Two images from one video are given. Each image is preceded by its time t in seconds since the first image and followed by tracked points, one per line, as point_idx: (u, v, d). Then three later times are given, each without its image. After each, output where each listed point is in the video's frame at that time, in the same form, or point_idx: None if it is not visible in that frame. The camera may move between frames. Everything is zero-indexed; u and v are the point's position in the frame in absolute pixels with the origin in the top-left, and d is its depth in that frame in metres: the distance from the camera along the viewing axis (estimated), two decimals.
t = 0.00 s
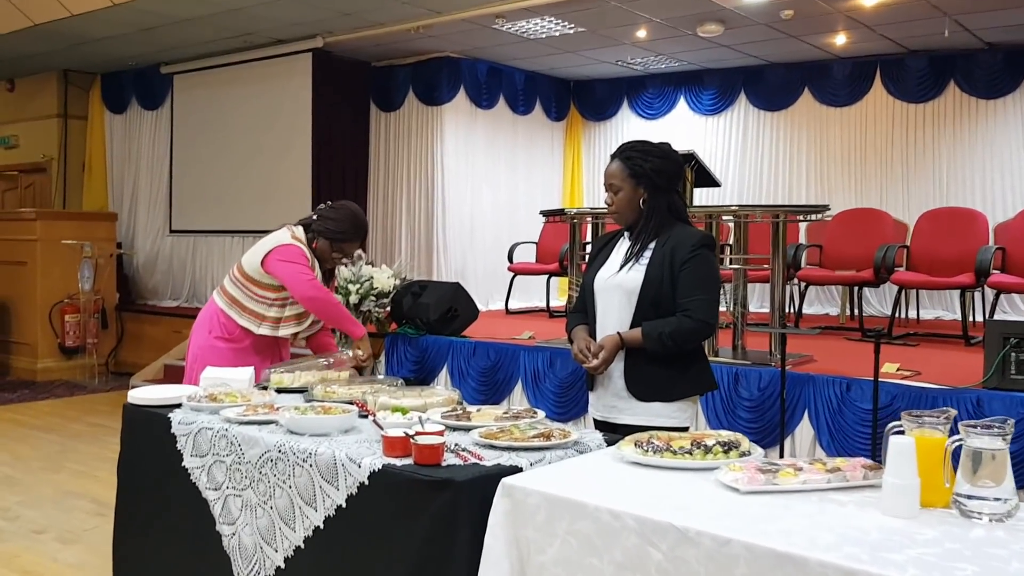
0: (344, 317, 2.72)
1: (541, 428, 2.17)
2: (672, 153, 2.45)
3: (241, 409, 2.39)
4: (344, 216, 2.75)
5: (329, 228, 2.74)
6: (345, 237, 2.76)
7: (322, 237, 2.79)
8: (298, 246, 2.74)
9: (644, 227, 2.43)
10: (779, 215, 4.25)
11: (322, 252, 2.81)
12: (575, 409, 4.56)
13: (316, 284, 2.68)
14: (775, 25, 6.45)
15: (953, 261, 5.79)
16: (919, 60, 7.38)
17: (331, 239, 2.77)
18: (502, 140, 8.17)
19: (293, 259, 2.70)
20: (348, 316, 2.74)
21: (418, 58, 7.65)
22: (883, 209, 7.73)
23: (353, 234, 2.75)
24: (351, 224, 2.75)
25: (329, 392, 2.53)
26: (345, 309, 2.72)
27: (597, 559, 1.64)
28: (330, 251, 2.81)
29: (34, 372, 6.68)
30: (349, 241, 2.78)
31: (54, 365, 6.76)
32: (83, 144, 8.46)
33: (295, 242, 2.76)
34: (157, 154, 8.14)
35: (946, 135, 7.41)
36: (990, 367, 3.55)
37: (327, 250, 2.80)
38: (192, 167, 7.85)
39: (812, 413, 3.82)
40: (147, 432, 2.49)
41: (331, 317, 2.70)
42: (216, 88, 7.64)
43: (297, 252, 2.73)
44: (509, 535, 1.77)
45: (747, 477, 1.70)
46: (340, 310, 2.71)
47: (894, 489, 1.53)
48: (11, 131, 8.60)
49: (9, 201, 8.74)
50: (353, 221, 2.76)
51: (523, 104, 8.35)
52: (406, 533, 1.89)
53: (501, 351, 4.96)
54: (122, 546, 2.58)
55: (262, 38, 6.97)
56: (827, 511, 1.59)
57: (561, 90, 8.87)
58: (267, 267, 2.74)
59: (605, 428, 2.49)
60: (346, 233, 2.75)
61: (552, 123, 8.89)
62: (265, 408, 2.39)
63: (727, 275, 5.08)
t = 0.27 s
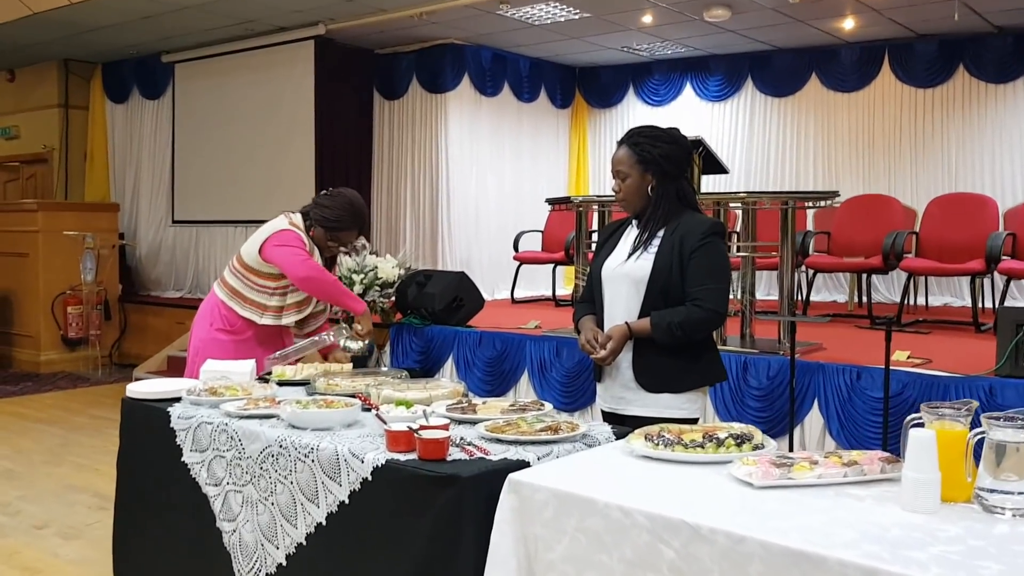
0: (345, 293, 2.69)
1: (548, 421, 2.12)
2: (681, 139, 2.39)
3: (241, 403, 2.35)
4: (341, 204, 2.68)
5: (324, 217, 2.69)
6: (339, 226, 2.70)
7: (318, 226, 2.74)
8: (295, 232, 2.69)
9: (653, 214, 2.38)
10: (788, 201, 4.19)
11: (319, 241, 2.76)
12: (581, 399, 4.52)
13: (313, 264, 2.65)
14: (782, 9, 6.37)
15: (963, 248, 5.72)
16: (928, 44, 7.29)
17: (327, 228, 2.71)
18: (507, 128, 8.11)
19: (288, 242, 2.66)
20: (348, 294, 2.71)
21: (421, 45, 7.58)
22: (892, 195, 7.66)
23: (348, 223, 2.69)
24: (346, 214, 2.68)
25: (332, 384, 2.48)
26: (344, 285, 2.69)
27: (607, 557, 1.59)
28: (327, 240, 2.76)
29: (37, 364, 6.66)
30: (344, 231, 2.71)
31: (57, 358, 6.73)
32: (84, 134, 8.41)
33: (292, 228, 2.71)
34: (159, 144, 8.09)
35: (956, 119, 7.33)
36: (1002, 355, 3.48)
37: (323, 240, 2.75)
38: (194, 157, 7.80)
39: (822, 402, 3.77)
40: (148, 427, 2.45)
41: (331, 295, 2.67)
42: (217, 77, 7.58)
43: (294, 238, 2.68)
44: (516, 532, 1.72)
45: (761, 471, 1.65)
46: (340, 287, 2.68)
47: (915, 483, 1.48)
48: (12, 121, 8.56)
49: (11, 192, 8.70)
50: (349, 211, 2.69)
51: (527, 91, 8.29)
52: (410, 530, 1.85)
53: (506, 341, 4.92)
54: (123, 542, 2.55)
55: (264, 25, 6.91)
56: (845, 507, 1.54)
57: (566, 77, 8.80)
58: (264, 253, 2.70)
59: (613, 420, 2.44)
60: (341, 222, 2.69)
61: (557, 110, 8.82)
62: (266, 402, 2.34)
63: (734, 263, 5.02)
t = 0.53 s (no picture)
0: (331, 267, 2.59)
1: (561, 416, 2.05)
2: (698, 123, 2.30)
3: (245, 398, 2.28)
4: (338, 189, 2.57)
5: (321, 201, 2.58)
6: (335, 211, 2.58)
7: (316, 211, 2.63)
8: (288, 215, 2.60)
9: (668, 200, 2.30)
10: (803, 187, 4.10)
11: (318, 227, 2.66)
12: (593, 391, 4.44)
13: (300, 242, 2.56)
14: None
15: (982, 234, 5.61)
16: (944, 27, 7.15)
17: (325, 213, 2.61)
18: (515, 117, 8.02)
19: (276, 222, 2.59)
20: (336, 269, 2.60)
21: (427, 33, 7.49)
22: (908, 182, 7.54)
23: (346, 208, 2.58)
24: (343, 198, 2.57)
25: (338, 378, 2.41)
26: (330, 259, 2.59)
27: (626, 560, 1.51)
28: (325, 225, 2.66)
29: (45, 357, 6.62)
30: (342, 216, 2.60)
31: (65, 351, 6.69)
32: (90, 126, 8.35)
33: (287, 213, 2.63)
34: (165, 136, 8.03)
35: (973, 104, 7.19)
36: None
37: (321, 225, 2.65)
38: (200, 149, 7.74)
39: (841, 393, 3.68)
40: (149, 423, 2.39)
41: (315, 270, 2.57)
42: (222, 67, 7.51)
43: (287, 221, 2.60)
44: (529, 532, 1.65)
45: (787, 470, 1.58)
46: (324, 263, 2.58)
47: (952, 482, 1.40)
48: (17, 114, 8.51)
49: (18, 185, 8.66)
50: (346, 195, 2.58)
51: (535, 79, 8.19)
52: (419, 530, 1.78)
53: (516, 332, 4.85)
54: (126, 541, 2.49)
55: (268, 14, 6.83)
56: (874, 508, 1.46)
57: (574, 64, 8.69)
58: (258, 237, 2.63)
59: (627, 414, 2.36)
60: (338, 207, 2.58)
61: (565, 98, 8.72)
62: (271, 396, 2.28)
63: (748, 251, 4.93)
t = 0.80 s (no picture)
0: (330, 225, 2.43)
1: (614, 412, 1.92)
2: (762, 99, 2.15)
3: (285, 391, 2.19)
4: (375, 169, 2.44)
5: (358, 183, 2.45)
6: (372, 194, 2.45)
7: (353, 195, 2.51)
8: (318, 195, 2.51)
9: (730, 183, 2.15)
10: (868, 170, 3.90)
11: (357, 212, 2.53)
12: (646, 383, 4.31)
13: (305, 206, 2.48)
14: None
15: None
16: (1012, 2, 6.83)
17: (362, 196, 2.48)
18: (563, 102, 7.88)
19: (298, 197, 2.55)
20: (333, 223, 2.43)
21: (474, 18, 7.37)
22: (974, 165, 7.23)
23: (383, 189, 2.44)
24: (380, 179, 2.44)
25: (381, 370, 2.32)
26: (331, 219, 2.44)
27: (688, 571, 1.39)
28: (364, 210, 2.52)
29: (99, 348, 6.65)
30: (379, 200, 2.46)
31: (118, 341, 6.72)
32: (141, 119, 8.41)
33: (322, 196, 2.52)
34: (213, 127, 8.04)
35: None
36: None
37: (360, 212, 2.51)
38: (248, 139, 7.73)
39: (910, 386, 3.50)
40: (188, 416, 2.31)
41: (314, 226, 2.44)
42: (269, 57, 7.49)
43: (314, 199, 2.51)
44: (583, 538, 1.53)
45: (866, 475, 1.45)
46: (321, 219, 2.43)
47: None
48: (70, 107, 8.60)
49: (72, 178, 8.76)
50: (384, 176, 2.44)
51: (584, 64, 8.04)
52: (466, 533, 1.67)
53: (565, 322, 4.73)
54: (168, 536, 2.42)
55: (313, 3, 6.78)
56: (966, 518, 1.32)
57: (624, 48, 8.51)
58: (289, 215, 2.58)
59: (687, 409, 2.24)
60: (375, 190, 2.44)
61: (615, 83, 8.55)
62: (312, 389, 2.18)
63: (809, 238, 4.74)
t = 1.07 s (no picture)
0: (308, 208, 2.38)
1: (646, 417, 1.82)
2: (805, 87, 2.04)
3: (301, 391, 2.10)
4: (389, 160, 2.33)
5: (372, 173, 2.35)
6: (386, 186, 2.35)
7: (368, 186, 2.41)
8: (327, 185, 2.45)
9: (770, 175, 2.04)
10: (912, 163, 3.75)
11: (371, 203, 2.44)
12: (678, 383, 4.19)
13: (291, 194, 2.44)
14: None
15: None
16: None
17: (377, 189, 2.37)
18: (595, 95, 7.76)
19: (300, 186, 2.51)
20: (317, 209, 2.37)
21: (504, 10, 7.27)
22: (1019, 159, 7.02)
23: (396, 179, 2.32)
24: (393, 168, 2.32)
25: (402, 370, 2.24)
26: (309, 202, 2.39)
27: None
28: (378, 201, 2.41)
29: (127, 343, 6.64)
30: (394, 191, 2.35)
31: (146, 337, 6.71)
32: (170, 114, 8.41)
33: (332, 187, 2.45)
34: (242, 122, 8.01)
35: None
36: None
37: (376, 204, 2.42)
38: (276, 134, 7.70)
39: (955, 388, 3.36)
40: (203, 416, 2.23)
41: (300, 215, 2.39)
42: (296, 51, 7.44)
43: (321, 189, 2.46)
44: (611, 553, 1.43)
45: (919, 490, 1.34)
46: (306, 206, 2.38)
47: None
48: (100, 103, 8.62)
49: (102, 174, 8.79)
50: (398, 167, 2.33)
51: (616, 56, 7.92)
52: (487, 545, 1.57)
53: (595, 321, 4.62)
54: (183, 540, 2.35)
55: None
56: None
57: (657, 39, 8.37)
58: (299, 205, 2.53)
59: (723, 414, 2.12)
60: (388, 181, 2.34)
61: (648, 76, 8.40)
62: (329, 390, 2.09)
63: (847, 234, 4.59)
